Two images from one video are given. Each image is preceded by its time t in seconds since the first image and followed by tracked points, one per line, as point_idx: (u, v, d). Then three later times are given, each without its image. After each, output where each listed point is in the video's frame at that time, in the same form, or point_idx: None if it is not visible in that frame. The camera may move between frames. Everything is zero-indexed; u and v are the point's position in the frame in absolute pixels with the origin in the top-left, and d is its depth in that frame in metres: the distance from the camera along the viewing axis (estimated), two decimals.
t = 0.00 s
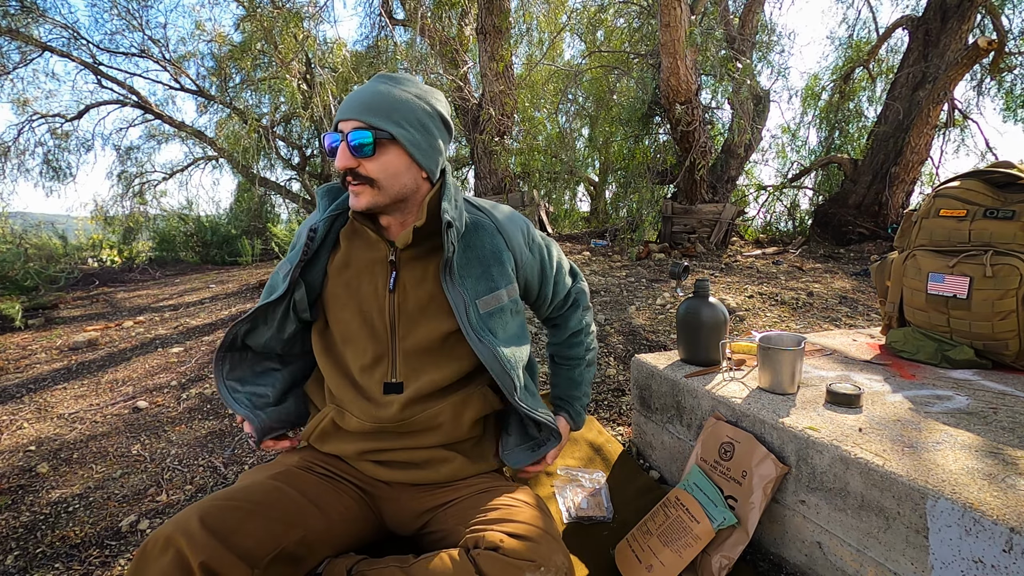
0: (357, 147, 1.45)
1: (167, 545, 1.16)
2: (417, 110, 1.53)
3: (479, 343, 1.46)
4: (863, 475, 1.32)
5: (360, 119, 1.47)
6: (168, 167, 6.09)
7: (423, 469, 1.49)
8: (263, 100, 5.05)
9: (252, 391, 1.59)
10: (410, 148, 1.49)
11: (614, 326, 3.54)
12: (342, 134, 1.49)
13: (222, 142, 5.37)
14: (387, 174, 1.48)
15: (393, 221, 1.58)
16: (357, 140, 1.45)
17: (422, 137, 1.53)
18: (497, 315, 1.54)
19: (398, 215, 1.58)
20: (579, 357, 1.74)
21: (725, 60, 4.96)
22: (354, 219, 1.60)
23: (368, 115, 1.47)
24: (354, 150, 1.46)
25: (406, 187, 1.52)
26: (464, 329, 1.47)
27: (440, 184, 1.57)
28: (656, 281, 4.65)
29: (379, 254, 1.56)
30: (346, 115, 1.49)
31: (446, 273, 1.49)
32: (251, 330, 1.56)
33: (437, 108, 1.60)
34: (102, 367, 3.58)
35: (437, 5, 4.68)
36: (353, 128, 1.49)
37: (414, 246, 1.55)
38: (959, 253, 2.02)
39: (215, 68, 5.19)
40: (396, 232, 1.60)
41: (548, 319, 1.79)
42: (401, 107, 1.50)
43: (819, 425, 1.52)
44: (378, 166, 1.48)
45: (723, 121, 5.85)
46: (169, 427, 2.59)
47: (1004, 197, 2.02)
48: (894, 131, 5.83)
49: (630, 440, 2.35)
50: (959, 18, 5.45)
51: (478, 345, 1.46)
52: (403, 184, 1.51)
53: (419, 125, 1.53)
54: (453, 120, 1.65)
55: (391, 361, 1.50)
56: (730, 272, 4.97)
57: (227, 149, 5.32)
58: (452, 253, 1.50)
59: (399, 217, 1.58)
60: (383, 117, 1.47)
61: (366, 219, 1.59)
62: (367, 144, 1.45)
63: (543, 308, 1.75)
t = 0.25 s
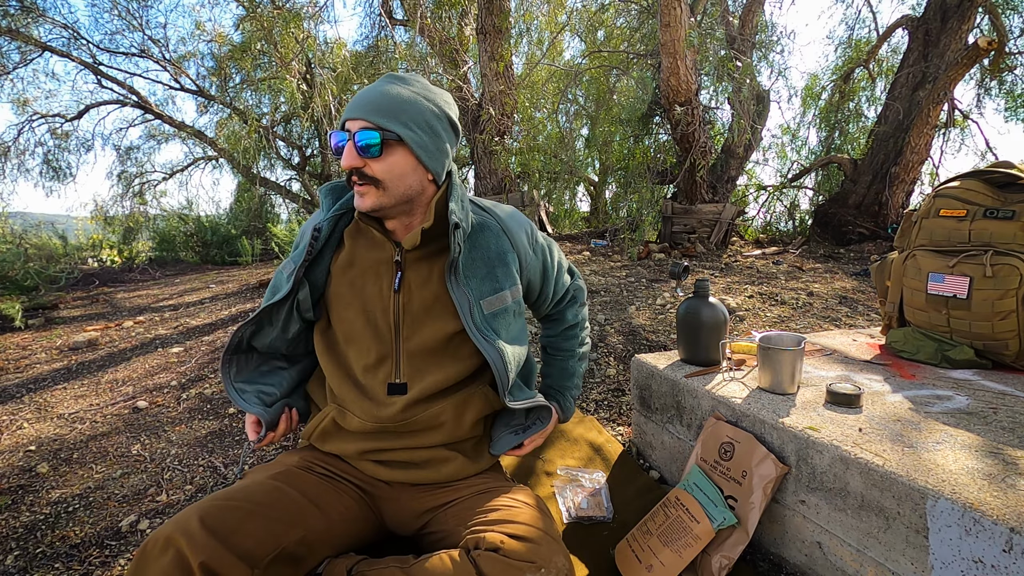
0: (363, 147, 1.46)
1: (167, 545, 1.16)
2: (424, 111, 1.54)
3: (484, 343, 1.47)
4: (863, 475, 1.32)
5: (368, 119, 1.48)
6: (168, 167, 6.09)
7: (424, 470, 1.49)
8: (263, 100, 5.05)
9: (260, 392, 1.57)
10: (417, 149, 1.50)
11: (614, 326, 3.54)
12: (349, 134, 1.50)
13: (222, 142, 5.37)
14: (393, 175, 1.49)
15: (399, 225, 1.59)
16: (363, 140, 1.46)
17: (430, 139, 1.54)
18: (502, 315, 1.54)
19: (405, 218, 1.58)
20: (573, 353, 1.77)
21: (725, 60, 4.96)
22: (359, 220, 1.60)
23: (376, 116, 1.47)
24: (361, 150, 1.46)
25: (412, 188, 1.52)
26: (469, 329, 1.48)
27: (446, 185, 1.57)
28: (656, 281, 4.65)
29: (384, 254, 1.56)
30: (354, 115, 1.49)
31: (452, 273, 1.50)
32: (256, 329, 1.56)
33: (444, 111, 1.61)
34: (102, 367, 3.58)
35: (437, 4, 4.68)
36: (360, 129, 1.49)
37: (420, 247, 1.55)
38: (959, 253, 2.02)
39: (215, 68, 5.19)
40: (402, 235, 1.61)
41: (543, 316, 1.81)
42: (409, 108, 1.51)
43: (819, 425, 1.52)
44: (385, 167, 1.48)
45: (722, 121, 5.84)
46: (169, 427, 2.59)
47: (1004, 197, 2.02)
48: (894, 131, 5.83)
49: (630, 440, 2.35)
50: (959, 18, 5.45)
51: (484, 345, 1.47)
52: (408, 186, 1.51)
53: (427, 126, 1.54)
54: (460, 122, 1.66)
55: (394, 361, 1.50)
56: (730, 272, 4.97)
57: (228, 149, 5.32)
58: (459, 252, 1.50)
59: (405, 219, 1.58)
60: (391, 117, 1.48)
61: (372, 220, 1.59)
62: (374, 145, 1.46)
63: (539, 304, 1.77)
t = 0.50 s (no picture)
0: (367, 147, 1.46)
1: (167, 546, 1.16)
2: (428, 112, 1.54)
3: (485, 341, 1.47)
4: (863, 475, 1.32)
5: (371, 118, 1.48)
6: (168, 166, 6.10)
7: (424, 470, 1.49)
8: (263, 100, 5.05)
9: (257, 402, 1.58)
10: (421, 149, 1.50)
11: (614, 326, 3.54)
12: (353, 134, 1.50)
13: (222, 142, 5.37)
14: (396, 175, 1.49)
15: (402, 221, 1.60)
16: (367, 141, 1.46)
17: (433, 140, 1.54)
18: (503, 314, 1.54)
19: (406, 216, 1.59)
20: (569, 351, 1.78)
21: (726, 59, 4.96)
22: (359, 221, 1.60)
23: (379, 116, 1.47)
24: (365, 150, 1.46)
25: (414, 187, 1.52)
26: (471, 328, 1.48)
27: (448, 184, 1.57)
28: (656, 281, 4.65)
29: (384, 253, 1.56)
30: (357, 114, 1.49)
31: (454, 272, 1.50)
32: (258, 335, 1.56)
33: (447, 111, 1.61)
34: (102, 367, 3.58)
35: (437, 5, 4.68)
36: (364, 129, 1.50)
37: (421, 246, 1.55)
38: (959, 253, 2.02)
39: (215, 68, 5.19)
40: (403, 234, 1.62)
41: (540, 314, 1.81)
42: (413, 109, 1.51)
43: (819, 425, 1.52)
44: (388, 167, 1.49)
45: (722, 121, 5.84)
46: (169, 427, 2.59)
47: (1004, 198, 2.02)
48: (894, 131, 5.83)
49: (630, 440, 2.35)
50: (960, 18, 5.45)
51: (485, 344, 1.47)
52: (412, 185, 1.52)
53: (430, 127, 1.54)
54: (463, 122, 1.66)
55: (395, 361, 1.50)
56: (731, 272, 4.97)
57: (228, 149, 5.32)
58: (460, 251, 1.51)
59: (407, 219, 1.59)
60: (395, 118, 1.48)
61: (373, 219, 1.60)
62: (378, 145, 1.46)
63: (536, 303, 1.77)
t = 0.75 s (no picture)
0: (371, 150, 1.46)
1: (167, 546, 1.16)
2: (428, 113, 1.54)
3: (485, 342, 1.48)
4: (863, 475, 1.32)
5: (373, 121, 1.48)
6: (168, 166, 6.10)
7: (424, 470, 1.49)
8: (263, 100, 5.05)
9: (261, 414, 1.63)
10: (424, 151, 1.51)
11: (614, 326, 3.54)
12: (355, 136, 1.49)
13: (222, 142, 5.37)
14: (400, 177, 1.50)
15: (402, 222, 1.60)
16: (370, 143, 1.46)
17: (435, 141, 1.55)
18: (504, 315, 1.54)
19: (407, 216, 1.59)
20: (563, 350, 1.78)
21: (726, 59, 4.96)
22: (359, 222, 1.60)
23: (381, 119, 1.47)
24: (368, 153, 1.46)
25: (418, 189, 1.54)
26: (472, 329, 1.48)
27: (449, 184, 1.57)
28: (656, 281, 4.65)
29: (384, 254, 1.55)
30: (358, 117, 1.49)
31: (455, 273, 1.51)
32: (260, 342, 1.56)
33: (447, 111, 1.61)
34: (102, 367, 3.58)
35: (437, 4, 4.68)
36: (366, 132, 1.50)
37: (421, 246, 1.55)
38: (960, 253, 2.02)
39: (215, 68, 5.19)
40: (403, 234, 1.62)
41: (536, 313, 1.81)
42: (414, 110, 1.51)
43: (819, 425, 1.52)
44: (392, 169, 1.49)
45: (722, 122, 5.83)
46: (169, 427, 2.59)
47: (1004, 198, 2.02)
48: (894, 131, 5.83)
49: (630, 440, 2.35)
50: (960, 18, 5.45)
51: (484, 345, 1.47)
52: (415, 187, 1.53)
53: (432, 128, 1.55)
54: (462, 121, 1.66)
55: (396, 361, 1.50)
56: (730, 272, 4.97)
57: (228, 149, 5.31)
58: (460, 252, 1.51)
59: (407, 219, 1.59)
60: (397, 121, 1.49)
61: (372, 220, 1.60)
62: (380, 147, 1.46)
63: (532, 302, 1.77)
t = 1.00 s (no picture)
0: (373, 152, 1.46)
1: (167, 546, 1.16)
2: (428, 113, 1.54)
3: (485, 341, 1.47)
4: (863, 475, 1.32)
5: (374, 123, 1.48)
6: (168, 166, 6.13)
7: (424, 469, 1.50)
8: (263, 100, 5.04)
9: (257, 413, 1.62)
10: (425, 151, 1.51)
11: (614, 326, 3.54)
12: (355, 139, 1.49)
13: (222, 142, 5.36)
14: (401, 178, 1.50)
15: (403, 223, 1.59)
16: (371, 144, 1.46)
17: (437, 141, 1.55)
18: (505, 313, 1.54)
19: (408, 217, 1.59)
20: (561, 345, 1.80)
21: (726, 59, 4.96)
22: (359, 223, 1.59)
23: (381, 120, 1.48)
24: (370, 155, 1.46)
25: (419, 191, 1.54)
26: (472, 328, 1.48)
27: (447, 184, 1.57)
28: (656, 281, 4.65)
29: (384, 255, 1.55)
30: (359, 119, 1.49)
31: (455, 272, 1.52)
32: (260, 344, 1.56)
33: (445, 110, 1.62)
34: (102, 367, 3.58)
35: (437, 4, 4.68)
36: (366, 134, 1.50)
37: (421, 246, 1.55)
38: (960, 253, 2.02)
39: (215, 68, 5.19)
40: (404, 234, 1.61)
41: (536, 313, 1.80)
42: (415, 111, 1.52)
43: (819, 425, 1.52)
44: (394, 171, 1.49)
45: (722, 122, 5.83)
46: (169, 427, 2.59)
47: (1004, 197, 2.02)
48: (894, 131, 5.82)
49: (630, 440, 2.35)
50: (959, 18, 5.45)
51: (487, 342, 1.47)
52: (416, 188, 1.53)
53: (432, 128, 1.55)
54: (460, 120, 1.67)
55: (396, 362, 1.50)
56: (730, 272, 4.97)
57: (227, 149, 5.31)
58: (459, 251, 1.51)
59: (408, 219, 1.59)
60: (397, 122, 1.49)
61: (371, 221, 1.60)
62: (381, 149, 1.46)
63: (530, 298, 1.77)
